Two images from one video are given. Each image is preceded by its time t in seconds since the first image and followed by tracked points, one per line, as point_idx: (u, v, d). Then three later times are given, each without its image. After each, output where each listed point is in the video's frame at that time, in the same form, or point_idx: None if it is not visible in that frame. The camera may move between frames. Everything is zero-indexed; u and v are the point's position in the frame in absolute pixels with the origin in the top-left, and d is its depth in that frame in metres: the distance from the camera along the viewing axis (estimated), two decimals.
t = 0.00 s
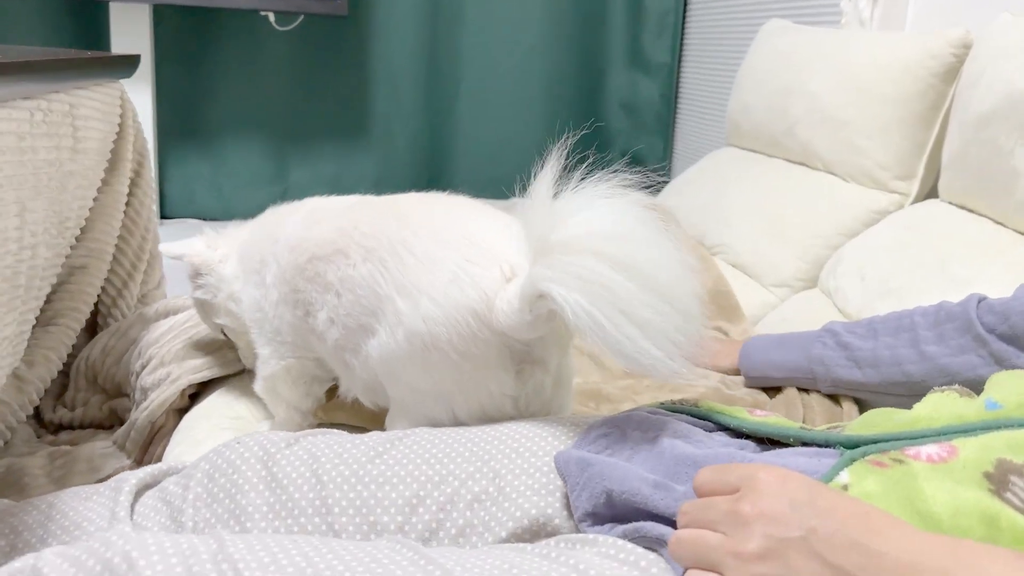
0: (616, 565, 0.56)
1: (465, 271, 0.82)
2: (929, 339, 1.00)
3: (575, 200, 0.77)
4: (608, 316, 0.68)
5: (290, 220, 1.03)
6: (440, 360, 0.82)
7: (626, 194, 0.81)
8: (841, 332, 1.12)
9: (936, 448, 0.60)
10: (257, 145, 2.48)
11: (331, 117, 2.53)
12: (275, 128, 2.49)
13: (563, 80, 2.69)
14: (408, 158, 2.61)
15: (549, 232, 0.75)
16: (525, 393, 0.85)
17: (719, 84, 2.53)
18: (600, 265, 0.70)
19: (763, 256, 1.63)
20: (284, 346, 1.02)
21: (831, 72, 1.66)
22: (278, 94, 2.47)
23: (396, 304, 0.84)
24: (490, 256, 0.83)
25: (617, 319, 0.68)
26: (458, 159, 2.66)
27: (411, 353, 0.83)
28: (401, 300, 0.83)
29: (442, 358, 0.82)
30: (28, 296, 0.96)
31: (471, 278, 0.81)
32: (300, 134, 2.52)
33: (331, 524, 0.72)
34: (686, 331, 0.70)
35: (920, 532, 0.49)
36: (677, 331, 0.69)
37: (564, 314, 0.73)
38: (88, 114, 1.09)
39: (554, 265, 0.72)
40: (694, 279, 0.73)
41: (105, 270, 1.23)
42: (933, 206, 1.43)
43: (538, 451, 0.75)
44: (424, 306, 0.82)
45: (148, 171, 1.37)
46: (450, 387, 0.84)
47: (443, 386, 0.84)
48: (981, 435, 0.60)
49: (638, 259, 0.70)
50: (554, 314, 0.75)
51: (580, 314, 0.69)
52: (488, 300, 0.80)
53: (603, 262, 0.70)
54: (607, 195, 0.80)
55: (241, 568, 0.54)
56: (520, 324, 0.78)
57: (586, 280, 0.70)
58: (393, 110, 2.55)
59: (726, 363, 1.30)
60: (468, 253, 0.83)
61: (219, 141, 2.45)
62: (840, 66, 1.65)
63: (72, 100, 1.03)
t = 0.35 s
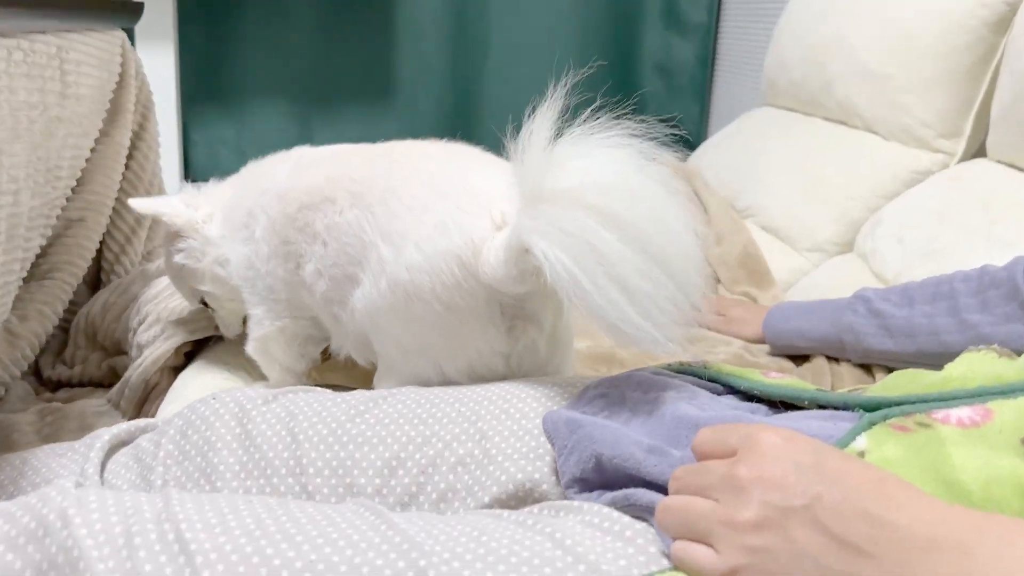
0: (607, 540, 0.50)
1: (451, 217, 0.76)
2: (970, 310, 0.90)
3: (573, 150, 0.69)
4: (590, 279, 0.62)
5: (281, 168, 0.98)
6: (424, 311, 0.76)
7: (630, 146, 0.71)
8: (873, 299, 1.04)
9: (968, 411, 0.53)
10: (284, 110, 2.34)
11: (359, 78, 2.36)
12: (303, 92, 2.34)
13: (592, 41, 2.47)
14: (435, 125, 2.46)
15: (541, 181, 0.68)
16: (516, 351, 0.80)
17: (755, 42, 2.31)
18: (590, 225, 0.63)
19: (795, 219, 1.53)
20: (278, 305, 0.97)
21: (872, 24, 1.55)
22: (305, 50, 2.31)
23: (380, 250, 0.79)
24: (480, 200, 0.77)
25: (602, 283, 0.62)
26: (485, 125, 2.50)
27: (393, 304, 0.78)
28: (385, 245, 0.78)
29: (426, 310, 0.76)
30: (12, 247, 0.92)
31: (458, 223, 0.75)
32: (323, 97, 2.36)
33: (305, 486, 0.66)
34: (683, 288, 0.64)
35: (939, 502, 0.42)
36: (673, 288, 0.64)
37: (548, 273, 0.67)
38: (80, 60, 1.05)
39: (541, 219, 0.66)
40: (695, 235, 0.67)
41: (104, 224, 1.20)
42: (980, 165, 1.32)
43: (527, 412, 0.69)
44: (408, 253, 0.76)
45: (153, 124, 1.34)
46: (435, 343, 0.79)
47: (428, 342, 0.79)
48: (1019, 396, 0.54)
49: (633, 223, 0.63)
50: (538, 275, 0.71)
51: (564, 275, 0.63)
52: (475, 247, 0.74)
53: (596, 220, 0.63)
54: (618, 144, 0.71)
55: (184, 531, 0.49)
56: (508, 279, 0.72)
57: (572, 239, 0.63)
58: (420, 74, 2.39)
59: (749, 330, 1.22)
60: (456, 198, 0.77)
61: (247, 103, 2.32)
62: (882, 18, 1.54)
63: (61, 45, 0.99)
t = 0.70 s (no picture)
0: (659, 535, 0.45)
1: (491, 190, 0.72)
2: None
3: (632, 131, 0.64)
4: (651, 267, 0.58)
5: (305, 143, 0.95)
6: (461, 292, 0.72)
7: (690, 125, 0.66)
8: (925, 292, 0.98)
9: None
10: (311, 91, 2.31)
11: (388, 60, 2.32)
12: (331, 74, 2.31)
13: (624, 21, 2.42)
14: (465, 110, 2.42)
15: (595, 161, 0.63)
16: (557, 336, 0.76)
17: (794, 26, 2.25)
18: (649, 209, 0.59)
19: (837, 203, 1.47)
20: (302, 285, 0.94)
21: None
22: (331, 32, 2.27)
23: (415, 227, 0.74)
24: (521, 175, 0.72)
25: (660, 272, 0.58)
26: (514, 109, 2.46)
27: (429, 285, 0.73)
28: (420, 221, 0.74)
29: (464, 292, 0.72)
30: (33, 221, 0.90)
31: (498, 198, 0.71)
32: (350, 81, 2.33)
33: (331, 470, 0.62)
34: (744, 271, 0.60)
35: None
36: (729, 266, 0.59)
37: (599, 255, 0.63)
38: (103, 31, 1.02)
39: (594, 201, 0.62)
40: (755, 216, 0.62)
41: (129, 201, 1.17)
42: None
43: (566, 396, 0.65)
44: (445, 228, 0.72)
45: (179, 101, 1.31)
46: (472, 326, 0.74)
47: (465, 324, 0.74)
48: None
49: (696, 205, 0.58)
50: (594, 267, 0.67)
51: (620, 261, 0.59)
52: (518, 225, 0.70)
53: (654, 203, 0.59)
54: (679, 121, 0.66)
55: (201, 516, 0.46)
56: (553, 261, 0.68)
57: (629, 222, 0.59)
58: (450, 58, 2.35)
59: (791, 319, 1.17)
60: (495, 171, 0.73)
61: (272, 85, 2.28)
62: None
63: (83, 13, 0.96)
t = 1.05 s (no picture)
0: (690, 543, 0.46)
1: (522, 198, 0.72)
2: None
3: (664, 144, 0.64)
4: (684, 279, 0.58)
5: (332, 148, 0.96)
6: (491, 299, 0.73)
7: (720, 139, 0.65)
8: (948, 300, 1.00)
9: None
10: (331, 89, 2.35)
11: (407, 59, 2.34)
12: (351, 74, 2.34)
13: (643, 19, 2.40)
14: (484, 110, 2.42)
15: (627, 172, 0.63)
16: (584, 340, 0.77)
17: (815, 25, 2.23)
18: (682, 223, 0.59)
19: (857, 206, 1.47)
20: (327, 287, 0.95)
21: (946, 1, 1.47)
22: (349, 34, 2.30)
23: (445, 235, 0.75)
24: (551, 183, 0.73)
25: (693, 284, 0.58)
26: (533, 109, 2.46)
27: (460, 292, 0.74)
28: (449, 228, 0.75)
29: (494, 298, 0.73)
30: (69, 224, 0.92)
31: (530, 206, 0.72)
32: (371, 80, 2.35)
33: (361, 473, 0.64)
34: (779, 281, 0.59)
35: None
36: (765, 278, 0.58)
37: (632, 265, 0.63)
38: (133, 34, 1.04)
39: (628, 214, 0.62)
40: (792, 228, 0.62)
41: (161, 204, 1.20)
42: None
43: (593, 402, 0.65)
44: (476, 236, 0.73)
45: (205, 102, 1.33)
46: (501, 332, 0.75)
47: (495, 329, 0.75)
48: None
49: (730, 217, 0.58)
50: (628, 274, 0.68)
51: (653, 272, 0.60)
52: (550, 233, 0.71)
53: (688, 216, 0.59)
54: (714, 133, 0.66)
55: (240, 519, 0.47)
56: (584, 270, 0.69)
57: (662, 235, 0.59)
58: (470, 56, 2.36)
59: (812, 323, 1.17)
60: (525, 179, 0.74)
61: (293, 82, 2.33)
62: None
63: (114, 17, 0.98)
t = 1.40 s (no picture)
0: (668, 549, 0.49)
1: (517, 216, 0.75)
2: None
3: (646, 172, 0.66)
4: (652, 306, 0.62)
5: (339, 162, 0.99)
6: (487, 313, 0.76)
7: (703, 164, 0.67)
8: (938, 308, 1.02)
9: None
10: (342, 95, 2.38)
11: (414, 65, 2.37)
12: (358, 78, 2.37)
13: (649, 24, 2.41)
14: (490, 114, 2.44)
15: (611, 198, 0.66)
16: (577, 352, 0.80)
17: (818, 30, 2.24)
18: (654, 253, 0.62)
19: (855, 212, 1.49)
20: (331, 298, 0.98)
21: (944, 10, 1.48)
22: (357, 42, 2.34)
23: (444, 249, 0.77)
24: (546, 202, 0.76)
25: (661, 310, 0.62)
26: (538, 113, 2.48)
27: (457, 306, 0.77)
28: (448, 243, 0.77)
29: (489, 311, 0.76)
30: (82, 235, 0.96)
31: (524, 222, 0.75)
32: (378, 85, 2.38)
33: (361, 480, 0.66)
34: (753, 305, 0.63)
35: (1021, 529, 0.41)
36: (735, 307, 0.62)
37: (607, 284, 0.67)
38: (143, 50, 1.07)
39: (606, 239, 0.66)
40: (770, 255, 0.65)
41: (170, 214, 1.23)
42: None
43: (583, 411, 0.68)
44: (473, 252, 0.75)
45: (213, 113, 1.36)
46: (496, 344, 0.78)
47: (490, 341, 0.78)
48: None
49: (704, 250, 0.61)
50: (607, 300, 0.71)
51: (625, 295, 0.64)
52: (542, 249, 0.74)
53: (662, 246, 0.62)
54: (707, 161, 0.67)
55: (244, 526, 0.49)
56: (574, 287, 0.72)
57: (635, 262, 0.63)
58: (476, 61, 2.38)
59: (807, 330, 1.19)
60: (521, 196, 0.76)
61: (301, 87, 2.37)
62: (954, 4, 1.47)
63: (125, 33, 1.01)
